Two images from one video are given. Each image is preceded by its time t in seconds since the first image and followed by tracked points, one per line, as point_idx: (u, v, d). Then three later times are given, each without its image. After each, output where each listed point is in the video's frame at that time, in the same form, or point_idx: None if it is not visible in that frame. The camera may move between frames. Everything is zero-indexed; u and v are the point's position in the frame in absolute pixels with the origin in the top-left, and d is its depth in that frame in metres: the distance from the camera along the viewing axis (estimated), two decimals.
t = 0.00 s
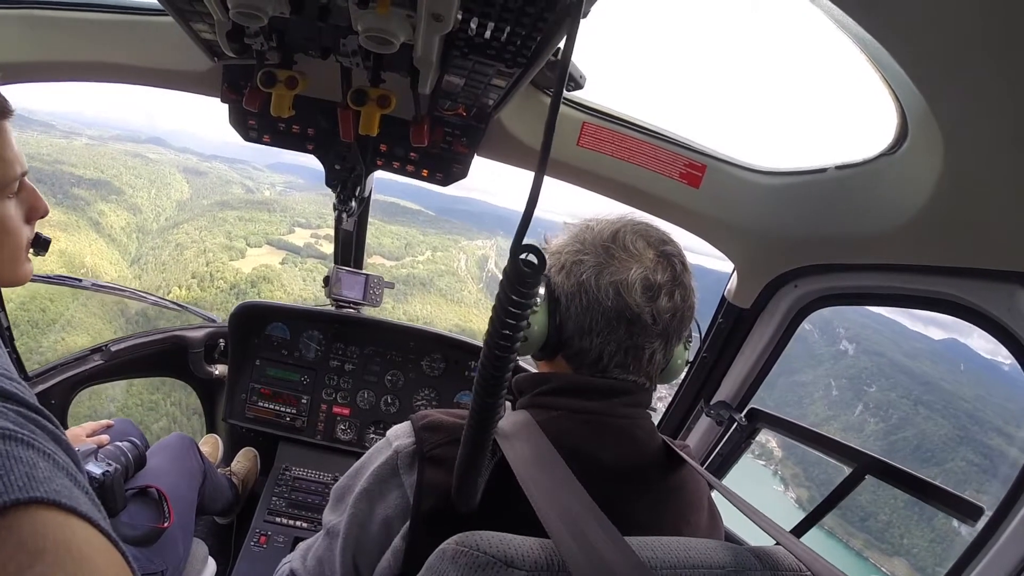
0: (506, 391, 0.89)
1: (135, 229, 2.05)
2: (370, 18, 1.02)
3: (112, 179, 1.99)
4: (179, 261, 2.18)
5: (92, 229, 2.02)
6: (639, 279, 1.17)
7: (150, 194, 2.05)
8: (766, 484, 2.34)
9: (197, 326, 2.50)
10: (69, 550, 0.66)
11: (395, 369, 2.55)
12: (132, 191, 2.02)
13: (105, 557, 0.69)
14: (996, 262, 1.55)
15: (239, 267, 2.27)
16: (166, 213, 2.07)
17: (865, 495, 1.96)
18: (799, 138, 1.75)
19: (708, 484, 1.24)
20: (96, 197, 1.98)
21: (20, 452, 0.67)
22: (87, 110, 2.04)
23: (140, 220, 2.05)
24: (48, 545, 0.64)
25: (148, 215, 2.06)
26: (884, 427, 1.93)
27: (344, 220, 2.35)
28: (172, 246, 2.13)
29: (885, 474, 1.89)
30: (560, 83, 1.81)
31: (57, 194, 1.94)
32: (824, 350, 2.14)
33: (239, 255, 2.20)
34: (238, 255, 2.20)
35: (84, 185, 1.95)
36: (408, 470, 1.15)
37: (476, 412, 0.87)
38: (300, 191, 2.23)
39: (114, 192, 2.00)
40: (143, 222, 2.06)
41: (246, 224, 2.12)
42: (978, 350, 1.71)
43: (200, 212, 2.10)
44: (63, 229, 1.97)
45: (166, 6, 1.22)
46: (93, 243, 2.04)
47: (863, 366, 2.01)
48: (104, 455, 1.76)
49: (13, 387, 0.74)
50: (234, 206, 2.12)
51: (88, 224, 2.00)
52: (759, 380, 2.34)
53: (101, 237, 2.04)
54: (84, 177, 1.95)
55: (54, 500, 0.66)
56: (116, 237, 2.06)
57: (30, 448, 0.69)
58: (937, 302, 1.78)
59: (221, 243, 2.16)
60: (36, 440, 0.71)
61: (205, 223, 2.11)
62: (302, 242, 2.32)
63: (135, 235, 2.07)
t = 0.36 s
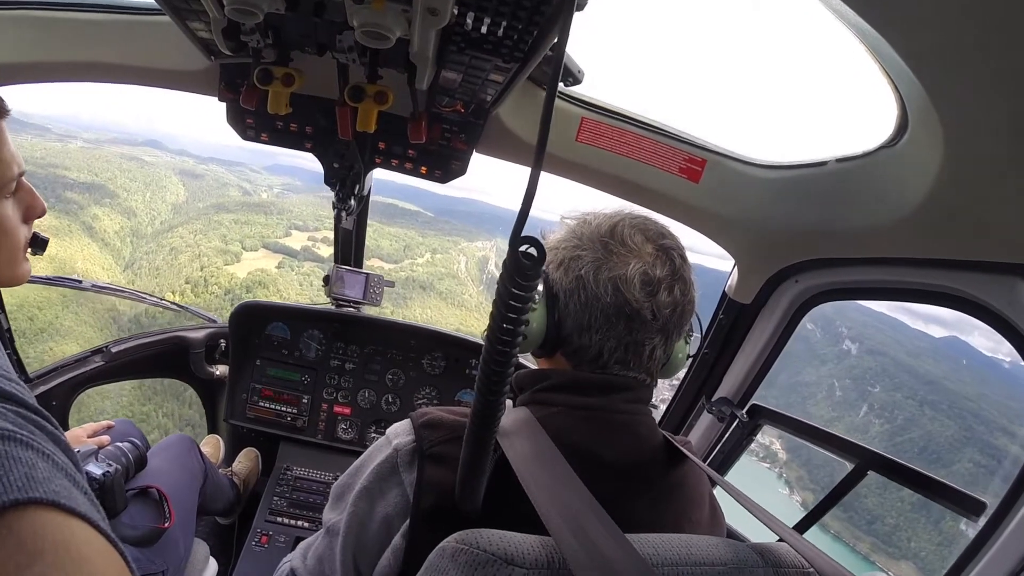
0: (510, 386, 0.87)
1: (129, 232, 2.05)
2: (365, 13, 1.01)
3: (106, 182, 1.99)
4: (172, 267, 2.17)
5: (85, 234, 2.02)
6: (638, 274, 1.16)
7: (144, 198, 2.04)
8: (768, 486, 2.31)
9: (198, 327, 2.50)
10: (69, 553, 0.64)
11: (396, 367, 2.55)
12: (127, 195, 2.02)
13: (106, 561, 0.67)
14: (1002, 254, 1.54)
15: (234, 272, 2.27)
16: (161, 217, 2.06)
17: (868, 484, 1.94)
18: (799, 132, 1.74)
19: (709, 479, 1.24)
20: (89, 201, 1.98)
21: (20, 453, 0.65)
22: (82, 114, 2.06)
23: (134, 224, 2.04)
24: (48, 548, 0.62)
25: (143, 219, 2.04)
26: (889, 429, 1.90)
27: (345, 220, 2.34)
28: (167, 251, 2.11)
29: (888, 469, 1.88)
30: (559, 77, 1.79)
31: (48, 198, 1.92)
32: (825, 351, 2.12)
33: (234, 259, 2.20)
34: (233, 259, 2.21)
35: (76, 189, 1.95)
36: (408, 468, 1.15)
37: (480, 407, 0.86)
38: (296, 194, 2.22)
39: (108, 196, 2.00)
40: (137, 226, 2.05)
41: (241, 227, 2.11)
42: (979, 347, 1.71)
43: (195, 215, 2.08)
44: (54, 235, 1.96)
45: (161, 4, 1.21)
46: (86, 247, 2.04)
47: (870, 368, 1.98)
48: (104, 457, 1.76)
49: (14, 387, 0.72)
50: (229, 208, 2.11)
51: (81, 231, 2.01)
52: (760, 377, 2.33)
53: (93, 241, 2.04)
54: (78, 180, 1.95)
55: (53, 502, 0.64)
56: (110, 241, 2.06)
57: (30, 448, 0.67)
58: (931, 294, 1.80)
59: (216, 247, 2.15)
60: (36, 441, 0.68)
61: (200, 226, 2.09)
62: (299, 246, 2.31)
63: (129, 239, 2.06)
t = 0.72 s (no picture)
0: (502, 383, 0.87)
1: (122, 224, 2.07)
2: (365, 7, 1.00)
3: (99, 173, 2.01)
4: (165, 259, 2.17)
5: (77, 227, 2.03)
6: (639, 269, 1.15)
7: (138, 188, 2.06)
8: (766, 485, 2.32)
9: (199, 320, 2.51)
10: (67, 551, 0.63)
11: (396, 362, 2.55)
12: (120, 185, 2.04)
13: (105, 559, 0.67)
14: (1004, 252, 1.53)
15: (228, 265, 2.28)
16: (153, 208, 2.09)
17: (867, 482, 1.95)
18: (800, 128, 1.73)
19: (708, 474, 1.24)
20: (81, 191, 1.99)
21: (19, 450, 0.65)
22: (79, 104, 2.05)
23: (127, 215, 2.07)
24: (47, 546, 0.62)
25: (136, 209, 2.07)
26: (888, 430, 1.90)
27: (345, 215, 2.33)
28: (159, 243, 2.13)
29: (886, 467, 1.89)
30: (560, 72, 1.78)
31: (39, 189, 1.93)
32: (824, 350, 2.12)
33: (227, 252, 2.23)
34: (226, 252, 2.23)
35: (69, 179, 1.96)
36: (407, 463, 1.15)
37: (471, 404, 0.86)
38: (293, 185, 2.21)
39: (101, 186, 2.02)
40: (130, 216, 2.08)
41: (236, 218, 2.15)
42: (976, 348, 1.71)
43: (189, 206, 2.12)
44: (44, 226, 1.96)
45: None
46: (76, 240, 2.05)
47: (869, 368, 1.97)
48: (103, 452, 1.75)
49: (12, 384, 0.71)
50: (223, 199, 2.14)
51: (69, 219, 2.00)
52: (760, 373, 2.32)
53: (84, 234, 2.05)
54: (70, 171, 1.96)
55: (50, 500, 0.64)
56: (102, 233, 2.07)
57: (28, 446, 0.66)
58: (931, 292, 1.80)
59: (209, 239, 2.18)
60: (34, 438, 0.68)
61: (194, 217, 2.13)
62: (293, 239, 2.29)
63: (121, 231, 2.08)
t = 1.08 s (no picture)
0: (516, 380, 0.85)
1: (120, 221, 2.06)
2: None
3: (98, 169, 2.00)
4: (162, 257, 2.17)
5: (72, 224, 2.02)
6: (644, 260, 1.15)
7: (137, 182, 2.05)
8: (773, 486, 2.31)
9: (201, 318, 2.51)
10: (68, 550, 0.63)
11: (397, 358, 2.55)
12: (118, 181, 2.03)
13: (107, 560, 0.67)
14: (1005, 243, 1.52)
15: (224, 263, 2.26)
16: (152, 205, 2.07)
17: (872, 481, 1.95)
18: (801, 120, 1.72)
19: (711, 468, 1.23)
20: (78, 187, 1.97)
21: (19, 449, 0.64)
22: (82, 100, 2.03)
23: (125, 212, 2.05)
24: (46, 544, 0.61)
25: (135, 206, 2.05)
26: (896, 432, 1.89)
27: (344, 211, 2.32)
28: (157, 240, 2.13)
29: (889, 461, 1.88)
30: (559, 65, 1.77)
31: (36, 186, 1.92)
32: (829, 347, 2.11)
33: (227, 249, 2.19)
34: (224, 250, 2.21)
35: (65, 175, 1.94)
36: (409, 457, 1.14)
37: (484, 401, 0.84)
38: (294, 181, 2.19)
39: (99, 182, 2.01)
40: (129, 214, 2.06)
41: (234, 215, 2.11)
42: (980, 347, 1.70)
43: (188, 203, 2.09)
44: (40, 223, 1.96)
45: None
46: (73, 237, 2.05)
47: (874, 367, 1.97)
48: (104, 450, 1.75)
49: (14, 383, 0.71)
50: (223, 195, 2.11)
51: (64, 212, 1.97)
52: (760, 368, 2.33)
53: (81, 231, 2.05)
54: (67, 166, 1.94)
55: (51, 499, 0.63)
56: (100, 231, 2.07)
57: (28, 444, 0.66)
58: (929, 283, 1.79)
59: (207, 237, 2.15)
60: (34, 436, 0.68)
61: (193, 214, 2.11)
62: (293, 235, 2.25)
63: (119, 228, 2.08)
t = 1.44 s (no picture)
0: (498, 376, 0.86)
1: (119, 225, 2.07)
2: (362, 1, 0.99)
3: (97, 171, 2.00)
4: (161, 262, 2.17)
5: (71, 227, 2.04)
6: (644, 262, 1.16)
7: (138, 186, 2.07)
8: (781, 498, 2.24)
9: (198, 320, 2.49)
10: (68, 549, 0.63)
11: (396, 360, 2.55)
12: (118, 184, 2.04)
13: (106, 560, 0.67)
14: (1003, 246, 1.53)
15: (223, 272, 2.27)
16: (151, 208, 2.09)
17: (882, 493, 1.90)
18: (799, 123, 1.73)
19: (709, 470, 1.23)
20: (77, 189, 1.99)
21: (19, 448, 0.64)
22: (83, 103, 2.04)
23: (125, 216, 2.07)
24: (46, 542, 0.61)
25: (134, 210, 2.07)
26: (905, 442, 1.85)
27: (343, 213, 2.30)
28: (156, 245, 2.13)
29: (886, 462, 1.87)
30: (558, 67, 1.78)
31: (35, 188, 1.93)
32: (835, 357, 2.07)
33: (227, 255, 2.21)
34: (224, 256, 2.21)
35: (65, 177, 1.95)
36: (407, 457, 1.14)
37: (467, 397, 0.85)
38: (298, 186, 2.21)
39: (98, 185, 2.02)
40: (128, 217, 2.07)
41: (235, 220, 2.13)
42: (985, 355, 1.68)
43: (188, 207, 2.11)
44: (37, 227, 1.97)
45: None
46: (70, 241, 2.05)
47: (880, 376, 1.93)
48: (103, 451, 1.75)
49: (12, 383, 0.71)
50: (226, 199, 2.13)
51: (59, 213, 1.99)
52: (759, 370, 2.33)
53: (79, 235, 2.05)
54: (67, 168, 1.95)
55: (52, 498, 0.63)
56: (98, 233, 2.07)
57: (28, 444, 0.66)
58: (926, 285, 1.79)
59: (206, 242, 2.16)
60: (33, 436, 0.68)
61: (193, 218, 2.12)
62: (295, 240, 2.29)
63: (119, 232, 2.09)
